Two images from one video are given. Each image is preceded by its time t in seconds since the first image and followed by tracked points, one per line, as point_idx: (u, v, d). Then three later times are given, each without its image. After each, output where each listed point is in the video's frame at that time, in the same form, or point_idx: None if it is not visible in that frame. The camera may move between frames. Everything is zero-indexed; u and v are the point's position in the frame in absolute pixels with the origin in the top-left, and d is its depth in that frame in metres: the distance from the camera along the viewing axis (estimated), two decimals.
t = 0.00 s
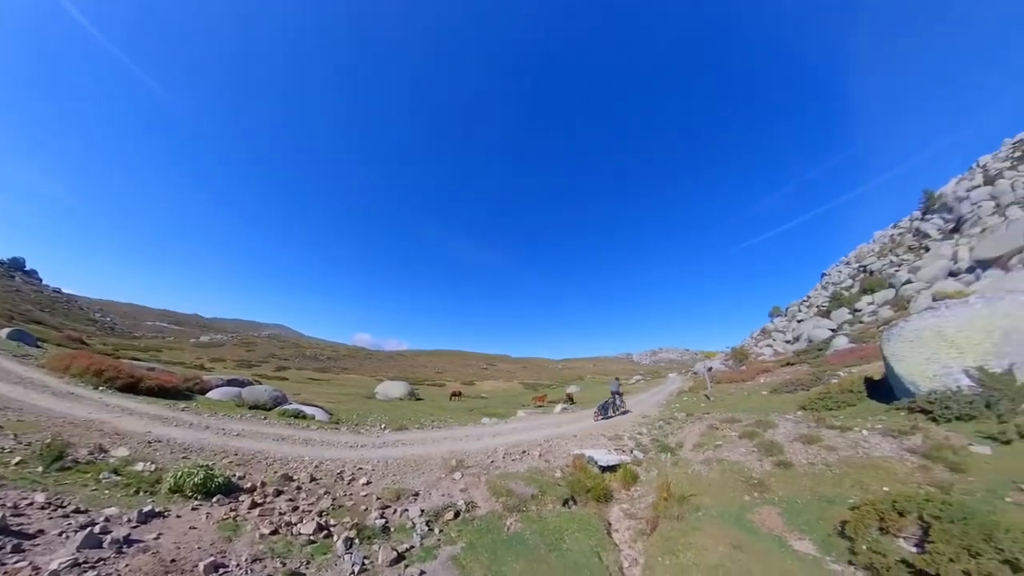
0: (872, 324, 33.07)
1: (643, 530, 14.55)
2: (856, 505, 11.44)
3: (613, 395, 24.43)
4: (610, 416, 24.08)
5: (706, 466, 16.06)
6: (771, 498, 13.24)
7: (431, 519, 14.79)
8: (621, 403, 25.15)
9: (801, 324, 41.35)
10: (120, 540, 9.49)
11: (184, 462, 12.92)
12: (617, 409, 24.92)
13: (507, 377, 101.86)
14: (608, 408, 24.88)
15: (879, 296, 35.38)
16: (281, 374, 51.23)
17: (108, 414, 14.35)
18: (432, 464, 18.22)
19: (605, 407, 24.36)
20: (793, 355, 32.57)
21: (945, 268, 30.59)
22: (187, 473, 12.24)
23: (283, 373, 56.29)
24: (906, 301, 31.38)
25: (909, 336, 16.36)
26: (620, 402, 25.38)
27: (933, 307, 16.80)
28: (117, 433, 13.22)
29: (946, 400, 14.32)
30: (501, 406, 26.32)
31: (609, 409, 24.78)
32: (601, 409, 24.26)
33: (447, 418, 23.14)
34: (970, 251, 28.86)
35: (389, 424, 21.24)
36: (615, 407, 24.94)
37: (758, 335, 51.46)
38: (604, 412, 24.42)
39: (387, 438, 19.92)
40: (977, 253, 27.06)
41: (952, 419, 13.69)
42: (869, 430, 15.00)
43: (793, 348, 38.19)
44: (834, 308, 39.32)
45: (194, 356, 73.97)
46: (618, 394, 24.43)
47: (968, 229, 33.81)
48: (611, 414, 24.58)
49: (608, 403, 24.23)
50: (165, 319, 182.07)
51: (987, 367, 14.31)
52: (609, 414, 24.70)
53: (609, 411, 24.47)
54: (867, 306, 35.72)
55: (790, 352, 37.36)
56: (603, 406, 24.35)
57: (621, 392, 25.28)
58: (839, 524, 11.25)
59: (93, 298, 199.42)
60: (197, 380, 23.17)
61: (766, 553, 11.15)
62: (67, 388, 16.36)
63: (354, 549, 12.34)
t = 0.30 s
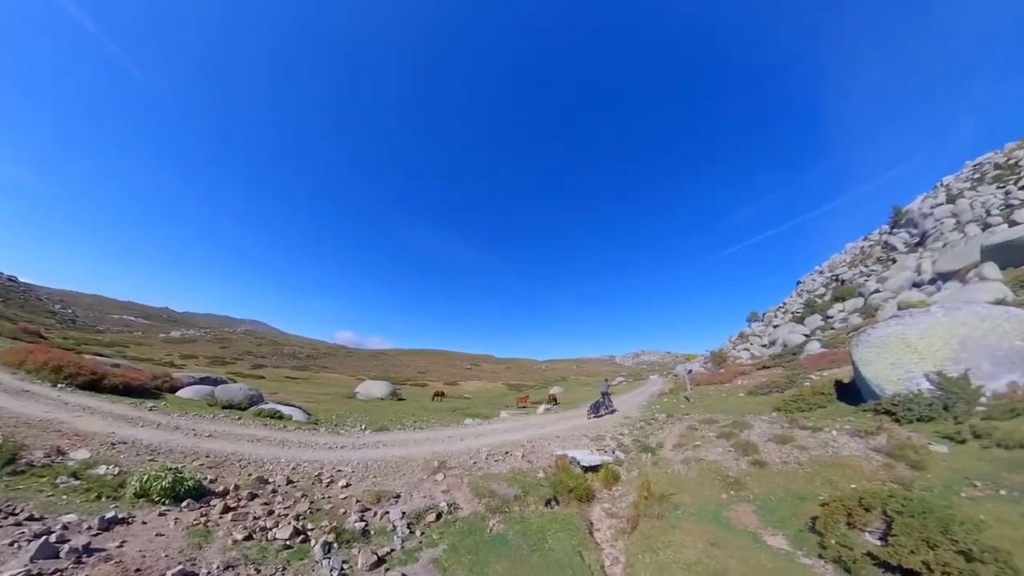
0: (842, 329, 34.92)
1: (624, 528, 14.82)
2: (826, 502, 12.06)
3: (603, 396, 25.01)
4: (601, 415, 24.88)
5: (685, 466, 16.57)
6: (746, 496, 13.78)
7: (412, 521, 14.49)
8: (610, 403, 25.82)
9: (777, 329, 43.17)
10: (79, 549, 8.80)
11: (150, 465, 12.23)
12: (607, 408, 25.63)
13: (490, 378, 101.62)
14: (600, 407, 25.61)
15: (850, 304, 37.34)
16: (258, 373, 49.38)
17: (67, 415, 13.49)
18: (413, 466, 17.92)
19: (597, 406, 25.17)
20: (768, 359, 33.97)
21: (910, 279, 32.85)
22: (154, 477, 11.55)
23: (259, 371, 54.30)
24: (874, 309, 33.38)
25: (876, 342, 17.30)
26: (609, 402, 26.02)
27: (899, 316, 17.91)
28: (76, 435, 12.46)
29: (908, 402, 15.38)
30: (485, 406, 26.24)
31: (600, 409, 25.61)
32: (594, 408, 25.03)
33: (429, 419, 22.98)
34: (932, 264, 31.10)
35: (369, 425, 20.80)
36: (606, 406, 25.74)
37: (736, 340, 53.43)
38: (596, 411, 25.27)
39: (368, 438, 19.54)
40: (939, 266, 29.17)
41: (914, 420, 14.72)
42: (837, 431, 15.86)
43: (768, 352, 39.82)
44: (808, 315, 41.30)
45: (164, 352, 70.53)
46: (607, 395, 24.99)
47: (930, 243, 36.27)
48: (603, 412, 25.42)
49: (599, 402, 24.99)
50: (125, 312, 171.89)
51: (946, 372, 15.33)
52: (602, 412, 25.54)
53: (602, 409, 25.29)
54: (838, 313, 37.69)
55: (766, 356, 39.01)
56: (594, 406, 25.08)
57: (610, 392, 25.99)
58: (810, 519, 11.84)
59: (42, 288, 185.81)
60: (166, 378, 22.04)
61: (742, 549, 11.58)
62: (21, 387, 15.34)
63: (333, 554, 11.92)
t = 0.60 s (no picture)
0: (820, 333, 36.45)
1: (609, 528, 14.99)
2: (803, 499, 12.55)
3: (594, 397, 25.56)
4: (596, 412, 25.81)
5: (668, 465, 16.95)
6: (727, 495, 14.20)
7: (396, 523, 14.20)
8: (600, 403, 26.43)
9: (758, 332, 44.73)
10: (42, 557, 8.23)
11: (120, 468, 11.64)
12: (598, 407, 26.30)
13: (475, 378, 101.19)
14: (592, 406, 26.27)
15: (828, 309, 38.98)
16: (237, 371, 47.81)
17: (30, 415, 12.76)
18: (398, 467, 17.62)
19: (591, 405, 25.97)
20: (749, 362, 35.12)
21: (884, 287, 34.62)
22: (124, 480, 10.97)
23: (240, 369, 52.68)
24: (850, 315, 34.99)
25: (852, 346, 18.13)
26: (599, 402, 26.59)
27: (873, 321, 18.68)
28: (40, 437, 11.81)
29: (880, 404, 16.22)
30: (470, 406, 26.16)
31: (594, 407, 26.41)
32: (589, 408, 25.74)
33: (413, 419, 22.78)
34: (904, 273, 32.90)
35: (352, 425, 20.38)
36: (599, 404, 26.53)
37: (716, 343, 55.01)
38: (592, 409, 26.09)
39: (351, 439, 19.19)
40: (910, 275, 30.91)
41: (886, 420, 15.55)
42: (813, 431, 16.55)
43: (749, 354, 41.15)
44: (788, 319, 42.99)
45: (136, 348, 67.50)
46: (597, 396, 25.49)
47: (903, 253, 38.39)
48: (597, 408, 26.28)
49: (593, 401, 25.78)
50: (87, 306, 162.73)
51: (915, 375, 16.29)
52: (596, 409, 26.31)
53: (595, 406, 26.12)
54: (816, 317, 39.29)
55: (747, 359, 40.33)
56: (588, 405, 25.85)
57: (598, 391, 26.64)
58: (787, 517, 12.29)
59: None
60: (139, 375, 21.06)
61: (723, 547, 11.91)
62: None
63: (314, 558, 11.55)
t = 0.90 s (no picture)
0: (797, 338, 38.06)
1: (592, 527, 15.15)
2: (779, 497, 13.07)
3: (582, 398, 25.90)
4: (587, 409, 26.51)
5: (651, 465, 17.31)
6: (707, 493, 14.62)
7: (379, 526, 13.88)
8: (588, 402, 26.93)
9: (738, 336, 46.34)
10: None
11: (84, 472, 10.98)
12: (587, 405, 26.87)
13: (460, 379, 100.51)
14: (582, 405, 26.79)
15: (804, 315, 40.70)
16: (212, 368, 45.97)
17: None
18: (380, 468, 17.26)
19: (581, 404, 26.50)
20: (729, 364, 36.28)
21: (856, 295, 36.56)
22: (89, 484, 10.33)
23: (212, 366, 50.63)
24: (825, 321, 36.66)
25: (826, 349, 19.30)
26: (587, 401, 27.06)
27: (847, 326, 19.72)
28: None
29: (851, 406, 17.10)
30: (455, 406, 25.98)
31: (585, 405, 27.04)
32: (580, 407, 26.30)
33: (395, 419, 22.51)
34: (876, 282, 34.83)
35: (333, 425, 19.87)
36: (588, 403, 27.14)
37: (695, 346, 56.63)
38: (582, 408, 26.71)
39: (331, 439, 18.76)
40: (881, 284, 32.70)
41: (857, 421, 16.37)
42: (788, 432, 17.27)
43: (730, 357, 42.53)
44: (767, 324, 44.75)
45: (102, 343, 64.05)
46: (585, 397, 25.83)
47: (876, 263, 40.61)
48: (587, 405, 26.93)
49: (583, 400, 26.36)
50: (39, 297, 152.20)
51: (884, 378, 17.26)
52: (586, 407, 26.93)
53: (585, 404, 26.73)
54: (793, 322, 40.99)
55: (727, 362, 41.66)
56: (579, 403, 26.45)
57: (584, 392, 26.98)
58: (764, 514, 12.76)
59: None
60: (106, 372, 19.93)
61: (703, 544, 12.24)
62: None
63: (293, 563, 11.13)
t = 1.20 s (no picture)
0: (779, 341, 39.29)
1: (579, 527, 15.24)
2: (760, 496, 13.47)
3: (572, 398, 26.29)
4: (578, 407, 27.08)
5: (637, 465, 17.58)
6: (692, 492, 14.92)
7: (364, 528, 13.60)
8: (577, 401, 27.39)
9: (723, 339, 47.57)
10: None
11: (52, 474, 10.39)
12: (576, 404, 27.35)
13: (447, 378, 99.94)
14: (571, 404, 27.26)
15: (786, 319, 42.06)
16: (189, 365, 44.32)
17: None
18: (365, 469, 16.94)
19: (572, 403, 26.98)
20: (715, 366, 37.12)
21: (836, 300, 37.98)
22: (57, 487, 9.78)
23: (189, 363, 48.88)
24: (805, 325, 37.99)
25: (807, 353, 20.06)
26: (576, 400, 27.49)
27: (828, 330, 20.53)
28: None
29: (830, 407, 17.81)
30: (442, 407, 25.77)
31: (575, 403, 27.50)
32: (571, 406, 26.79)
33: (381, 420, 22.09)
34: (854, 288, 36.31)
35: (317, 425, 19.40)
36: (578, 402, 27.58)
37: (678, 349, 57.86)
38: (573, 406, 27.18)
39: (315, 440, 18.29)
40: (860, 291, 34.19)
41: (835, 422, 17.04)
42: (769, 432, 17.83)
43: (714, 360, 43.58)
44: (750, 327, 46.09)
45: (68, 337, 60.90)
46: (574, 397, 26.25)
47: (854, 270, 42.26)
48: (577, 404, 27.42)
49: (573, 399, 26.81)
50: None
51: (861, 381, 18.03)
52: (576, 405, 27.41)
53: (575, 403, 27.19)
54: (776, 326, 42.27)
55: (711, 364, 42.70)
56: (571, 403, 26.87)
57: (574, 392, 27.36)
58: (746, 512, 13.12)
59: None
60: (74, 368, 18.92)
61: (688, 542, 12.50)
62: None
63: (275, 568, 10.78)
